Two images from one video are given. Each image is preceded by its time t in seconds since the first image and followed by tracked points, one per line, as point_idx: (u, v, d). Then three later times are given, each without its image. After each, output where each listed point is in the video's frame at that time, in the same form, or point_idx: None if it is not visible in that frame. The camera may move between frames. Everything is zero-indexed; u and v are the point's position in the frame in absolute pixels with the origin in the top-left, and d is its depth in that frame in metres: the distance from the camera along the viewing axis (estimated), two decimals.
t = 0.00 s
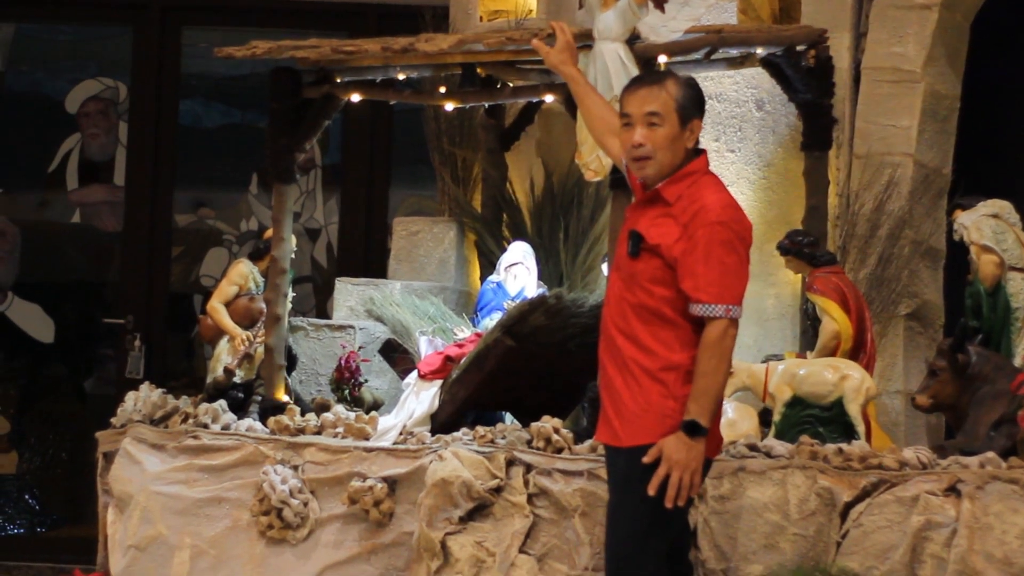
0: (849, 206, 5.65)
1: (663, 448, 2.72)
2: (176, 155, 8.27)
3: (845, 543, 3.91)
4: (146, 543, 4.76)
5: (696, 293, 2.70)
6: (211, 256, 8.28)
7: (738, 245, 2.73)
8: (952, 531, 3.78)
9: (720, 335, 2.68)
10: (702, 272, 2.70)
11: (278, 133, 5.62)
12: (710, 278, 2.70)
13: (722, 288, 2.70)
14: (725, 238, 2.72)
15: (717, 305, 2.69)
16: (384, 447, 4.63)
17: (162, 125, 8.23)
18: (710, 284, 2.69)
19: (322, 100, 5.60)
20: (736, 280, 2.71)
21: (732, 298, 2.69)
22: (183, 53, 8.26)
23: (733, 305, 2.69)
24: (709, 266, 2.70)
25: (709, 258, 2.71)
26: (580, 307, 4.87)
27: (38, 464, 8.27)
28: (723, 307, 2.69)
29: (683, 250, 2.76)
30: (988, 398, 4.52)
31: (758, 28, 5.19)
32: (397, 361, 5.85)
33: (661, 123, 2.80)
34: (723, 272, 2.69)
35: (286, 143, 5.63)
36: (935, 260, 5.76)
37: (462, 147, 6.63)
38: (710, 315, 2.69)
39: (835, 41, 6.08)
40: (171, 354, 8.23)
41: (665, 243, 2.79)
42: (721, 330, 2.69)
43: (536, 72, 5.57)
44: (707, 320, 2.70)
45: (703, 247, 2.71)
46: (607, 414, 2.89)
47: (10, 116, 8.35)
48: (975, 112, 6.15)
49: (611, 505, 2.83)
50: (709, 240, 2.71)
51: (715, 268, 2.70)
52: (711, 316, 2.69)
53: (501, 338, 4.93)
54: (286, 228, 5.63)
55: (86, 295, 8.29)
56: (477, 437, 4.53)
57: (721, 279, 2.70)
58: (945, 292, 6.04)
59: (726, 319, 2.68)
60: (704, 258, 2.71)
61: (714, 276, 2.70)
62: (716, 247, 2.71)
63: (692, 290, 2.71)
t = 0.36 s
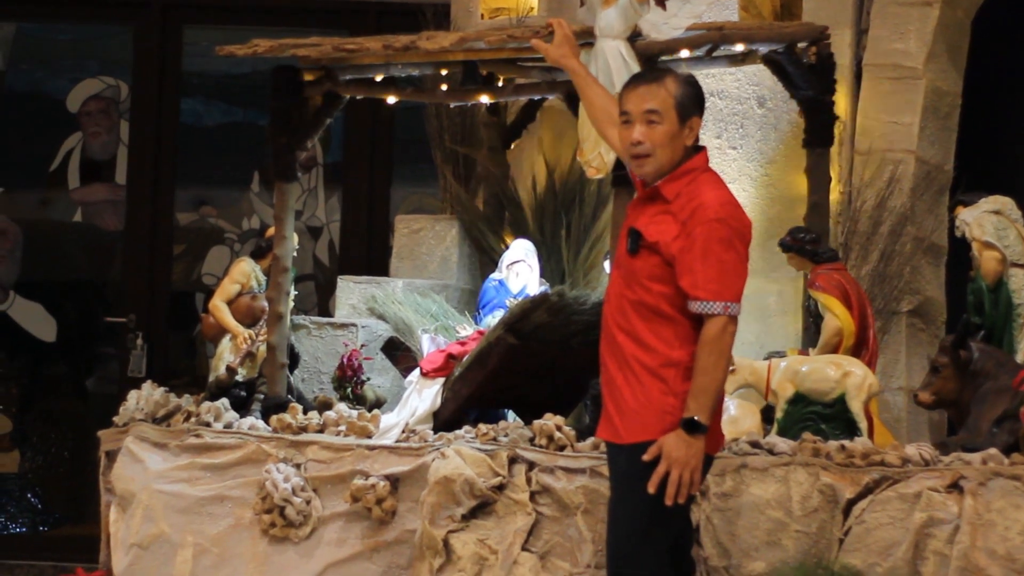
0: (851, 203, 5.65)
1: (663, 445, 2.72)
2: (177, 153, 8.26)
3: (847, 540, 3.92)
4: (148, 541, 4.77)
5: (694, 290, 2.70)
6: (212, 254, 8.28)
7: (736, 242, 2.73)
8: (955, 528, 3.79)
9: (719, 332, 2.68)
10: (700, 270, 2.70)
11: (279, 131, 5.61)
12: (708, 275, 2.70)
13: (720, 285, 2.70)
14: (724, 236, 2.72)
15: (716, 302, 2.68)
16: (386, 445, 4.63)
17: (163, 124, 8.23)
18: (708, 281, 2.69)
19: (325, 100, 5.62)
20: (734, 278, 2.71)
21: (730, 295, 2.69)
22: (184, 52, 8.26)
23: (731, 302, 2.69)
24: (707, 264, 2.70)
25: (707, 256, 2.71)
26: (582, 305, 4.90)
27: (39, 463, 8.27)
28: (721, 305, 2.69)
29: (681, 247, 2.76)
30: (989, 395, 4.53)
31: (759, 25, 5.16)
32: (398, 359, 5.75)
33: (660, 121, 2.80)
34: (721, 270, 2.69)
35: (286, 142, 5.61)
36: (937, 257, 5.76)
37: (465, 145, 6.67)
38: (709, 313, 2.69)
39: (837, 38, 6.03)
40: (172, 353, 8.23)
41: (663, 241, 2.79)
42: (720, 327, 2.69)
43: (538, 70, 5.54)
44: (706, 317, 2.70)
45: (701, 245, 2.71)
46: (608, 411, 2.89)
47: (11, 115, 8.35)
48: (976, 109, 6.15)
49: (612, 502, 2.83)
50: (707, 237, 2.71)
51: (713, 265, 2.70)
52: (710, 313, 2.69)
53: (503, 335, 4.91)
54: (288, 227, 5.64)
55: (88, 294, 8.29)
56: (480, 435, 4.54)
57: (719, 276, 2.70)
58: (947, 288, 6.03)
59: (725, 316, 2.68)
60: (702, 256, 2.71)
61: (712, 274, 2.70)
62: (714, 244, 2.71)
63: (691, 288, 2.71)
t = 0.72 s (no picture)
0: (852, 207, 5.64)
1: (657, 449, 2.72)
2: (177, 158, 8.26)
3: (849, 543, 3.92)
4: (150, 546, 4.77)
5: (690, 295, 2.71)
6: (213, 258, 8.28)
7: (732, 247, 2.73)
8: (956, 531, 3.80)
9: (715, 336, 2.69)
10: (696, 274, 2.70)
11: (278, 136, 5.60)
12: (704, 280, 2.70)
13: (717, 289, 2.70)
14: (720, 240, 2.72)
15: (712, 307, 2.69)
16: (388, 449, 4.63)
17: (163, 128, 8.23)
18: (704, 286, 2.70)
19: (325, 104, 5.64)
20: (730, 283, 2.71)
21: (726, 300, 2.70)
22: (184, 56, 8.25)
23: (727, 307, 2.70)
24: (702, 268, 2.71)
25: (703, 260, 2.71)
26: (583, 308, 4.89)
27: (40, 468, 8.27)
28: (716, 310, 2.69)
29: (677, 251, 2.76)
30: (992, 397, 4.55)
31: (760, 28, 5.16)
32: (401, 363, 5.84)
33: (660, 125, 2.80)
34: (717, 274, 2.69)
35: (288, 145, 5.61)
36: (938, 260, 5.76)
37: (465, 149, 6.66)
38: (704, 317, 2.70)
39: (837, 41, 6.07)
40: (173, 357, 8.24)
41: (660, 245, 2.79)
42: (715, 332, 2.69)
43: (539, 74, 5.54)
44: (701, 322, 2.71)
45: (697, 249, 2.72)
46: (604, 414, 2.89)
47: (11, 120, 8.35)
48: (976, 111, 6.15)
49: (608, 505, 2.83)
50: (704, 242, 2.72)
51: (710, 269, 2.71)
52: (705, 318, 2.70)
53: (505, 339, 4.93)
54: (288, 231, 5.63)
55: (88, 299, 8.29)
56: (480, 439, 4.52)
57: (715, 281, 2.70)
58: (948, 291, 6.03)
59: (720, 321, 2.69)
60: (698, 260, 2.72)
61: (709, 279, 2.70)
62: (710, 249, 2.71)
63: (687, 292, 2.71)
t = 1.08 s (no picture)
0: (849, 214, 5.63)
1: (656, 456, 2.72)
2: (174, 167, 8.26)
3: (847, 550, 3.91)
4: (147, 555, 4.77)
5: (686, 301, 2.70)
6: (210, 268, 8.28)
7: (728, 252, 2.73)
8: (954, 538, 3.80)
9: (711, 342, 2.68)
10: (691, 280, 2.70)
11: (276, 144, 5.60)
12: (700, 286, 2.70)
13: (713, 295, 2.70)
14: (716, 246, 2.72)
15: (708, 313, 2.68)
16: (385, 458, 4.65)
17: (161, 138, 8.23)
18: (700, 292, 2.69)
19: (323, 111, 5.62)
20: (726, 288, 2.71)
21: (722, 305, 2.69)
22: (181, 65, 8.26)
23: (724, 312, 2.69)
24: (698, 275, 2.70)
25: (699, 266, 2.71)
26: (581, 317, 4.92)
27: (38, 477, 8.26)
28: (713, 315, 2.69)
29: (673, 258, 2.76)
30: (990, 403, 4.56)
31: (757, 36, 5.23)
32: (397, 371, 5.91)
33: (655, 135, 2.81)
34: (713, 280, 2.69)
35: (285, 153, 5.62)
36: (937, 267, 5.73)
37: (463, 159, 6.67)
38: (701, 323, 2.69)
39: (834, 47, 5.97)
40: (172, 366, 8.23)
41: (656, 252, 2.79)
42: (712, 338, 2.69)
43: (536, 82, 5.52)
44: (699, 328, 2.71)
45: (692, 256, 2.71)
46: (604, 422, 2.89)
47: (7, 129, 8.34)
48: (974, 117, 6.11)
49: (608, 512, 2.83)
50: (699, 248, 2.71)
51: (705, 275, 2.70)
52: (702, 324, 2.69)
53: (502, 348, 4.94)
54: (286, 240, 5.63)
55: (85, 308, 8.28)
56: (478, 447, 4.54)
57: (711, 287, 2.70)
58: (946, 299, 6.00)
59: (717, 327, 2.68)
60: (694, 266, 2.71)
61: (705, 284, 2.70)
62: (706, 255, 2.71)
63: (683, 299, 2.71)
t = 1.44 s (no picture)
0: (844, 224, 5.59)
1: (651, 467, 2.71)
2: (169, 178, 8.26)
3: (842, 560, 3.91)
4: (142, 566, 4.87)
5: (682, 312, 2.71)
6: (204, 279, 8.28)
7: (723, 264, 2.73)
8: (949, 548, 3.78)
9: (707, 353, 2.68)
10: (687, 292, 2.71)
11: (270, 155, 5.60)
12: (696, 298, 2.70)
13: (708, 307, 2.70)
14: (711, 257, 2.72)
15: (704, 324, 2.69)
16: (379, 469, 4.71)
17: (155, 149, 8.23)
18: (696, 304, 2.70)
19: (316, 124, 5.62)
20: (722, 300, 2.71)
21: (718, 317, 2.69)
22: (175, 75, 8.25)
23: (719, 324, 2.69)
24: (694, 286, 2.71)
25: (695, 278, 2.71)
26: (575, 327, 4.94)
27: (32, 489, 8.24)
28: (709, 327, 2.69)
29: (668, 270, 2.76)
30: (986, 413, 4.60)
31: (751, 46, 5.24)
32: (391, 383, 5.74)
33: (647, 144, 2.81)
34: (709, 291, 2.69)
35: (279, 166, 5.60)
36: (931, 277, 5.70)
37: (457, 169, 6.64)
38: (697, 335, 2.69)
39: (828, 59, 5.89)
40: (166, 378, 8.22)
41: (651, 263, 2.79)
42: (708, 349, 2.68)
43: (530, 92, 5.56)
44: (694, 339, 2.70)
45: (688, 267, 2.72)
46: (598, 433, 2.88)
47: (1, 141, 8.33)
48: (970, 124, 6.02)
49: (602, 523, 2.82)
50: (695, 260, 2.72)
51: (701, 287, 2.71)
52: (698, 335, 2.69)
53: (496, 358, 4.98)
54: (279, 251, 5.65)
55: (80, 320, 8.28)
56: (473, 458, 4.58)
57: (707, 298, 2.70)
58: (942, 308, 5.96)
59: (713, 338, 2.68)
60: (689, 278, 2.72)
61: (701, 295, 2.70)
62: (702, 266, 2.71)
63: (678, 310, 2.71)
